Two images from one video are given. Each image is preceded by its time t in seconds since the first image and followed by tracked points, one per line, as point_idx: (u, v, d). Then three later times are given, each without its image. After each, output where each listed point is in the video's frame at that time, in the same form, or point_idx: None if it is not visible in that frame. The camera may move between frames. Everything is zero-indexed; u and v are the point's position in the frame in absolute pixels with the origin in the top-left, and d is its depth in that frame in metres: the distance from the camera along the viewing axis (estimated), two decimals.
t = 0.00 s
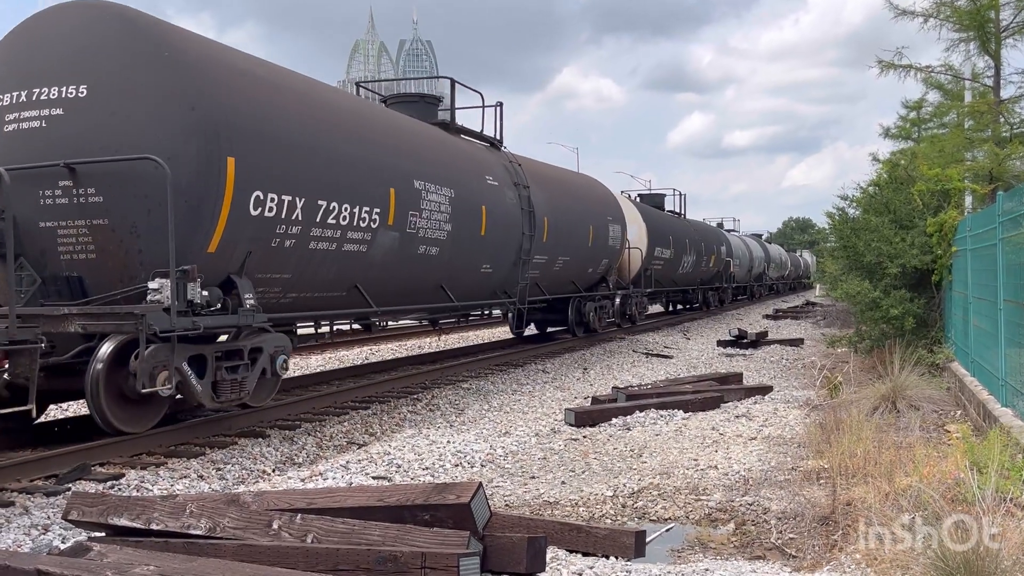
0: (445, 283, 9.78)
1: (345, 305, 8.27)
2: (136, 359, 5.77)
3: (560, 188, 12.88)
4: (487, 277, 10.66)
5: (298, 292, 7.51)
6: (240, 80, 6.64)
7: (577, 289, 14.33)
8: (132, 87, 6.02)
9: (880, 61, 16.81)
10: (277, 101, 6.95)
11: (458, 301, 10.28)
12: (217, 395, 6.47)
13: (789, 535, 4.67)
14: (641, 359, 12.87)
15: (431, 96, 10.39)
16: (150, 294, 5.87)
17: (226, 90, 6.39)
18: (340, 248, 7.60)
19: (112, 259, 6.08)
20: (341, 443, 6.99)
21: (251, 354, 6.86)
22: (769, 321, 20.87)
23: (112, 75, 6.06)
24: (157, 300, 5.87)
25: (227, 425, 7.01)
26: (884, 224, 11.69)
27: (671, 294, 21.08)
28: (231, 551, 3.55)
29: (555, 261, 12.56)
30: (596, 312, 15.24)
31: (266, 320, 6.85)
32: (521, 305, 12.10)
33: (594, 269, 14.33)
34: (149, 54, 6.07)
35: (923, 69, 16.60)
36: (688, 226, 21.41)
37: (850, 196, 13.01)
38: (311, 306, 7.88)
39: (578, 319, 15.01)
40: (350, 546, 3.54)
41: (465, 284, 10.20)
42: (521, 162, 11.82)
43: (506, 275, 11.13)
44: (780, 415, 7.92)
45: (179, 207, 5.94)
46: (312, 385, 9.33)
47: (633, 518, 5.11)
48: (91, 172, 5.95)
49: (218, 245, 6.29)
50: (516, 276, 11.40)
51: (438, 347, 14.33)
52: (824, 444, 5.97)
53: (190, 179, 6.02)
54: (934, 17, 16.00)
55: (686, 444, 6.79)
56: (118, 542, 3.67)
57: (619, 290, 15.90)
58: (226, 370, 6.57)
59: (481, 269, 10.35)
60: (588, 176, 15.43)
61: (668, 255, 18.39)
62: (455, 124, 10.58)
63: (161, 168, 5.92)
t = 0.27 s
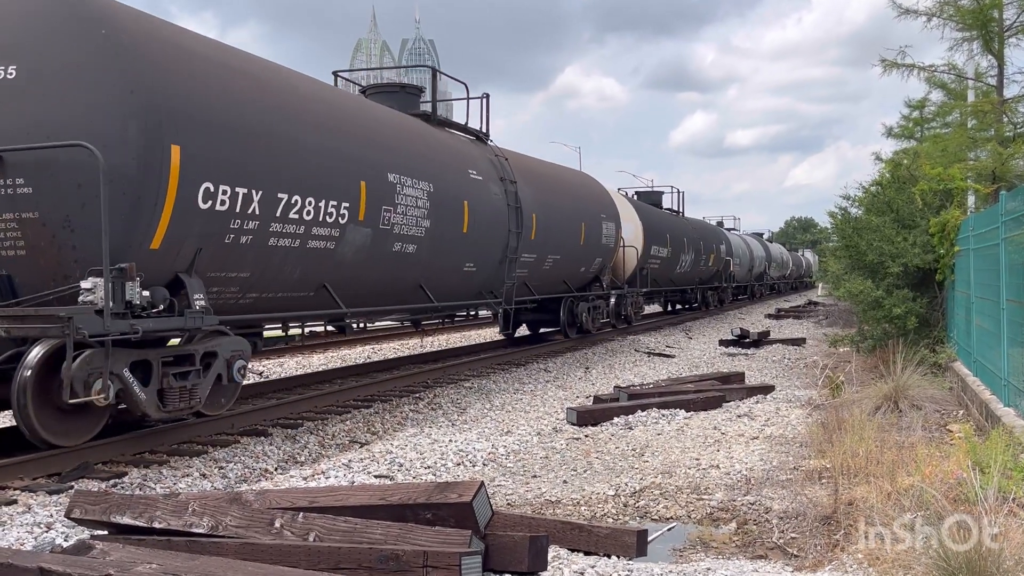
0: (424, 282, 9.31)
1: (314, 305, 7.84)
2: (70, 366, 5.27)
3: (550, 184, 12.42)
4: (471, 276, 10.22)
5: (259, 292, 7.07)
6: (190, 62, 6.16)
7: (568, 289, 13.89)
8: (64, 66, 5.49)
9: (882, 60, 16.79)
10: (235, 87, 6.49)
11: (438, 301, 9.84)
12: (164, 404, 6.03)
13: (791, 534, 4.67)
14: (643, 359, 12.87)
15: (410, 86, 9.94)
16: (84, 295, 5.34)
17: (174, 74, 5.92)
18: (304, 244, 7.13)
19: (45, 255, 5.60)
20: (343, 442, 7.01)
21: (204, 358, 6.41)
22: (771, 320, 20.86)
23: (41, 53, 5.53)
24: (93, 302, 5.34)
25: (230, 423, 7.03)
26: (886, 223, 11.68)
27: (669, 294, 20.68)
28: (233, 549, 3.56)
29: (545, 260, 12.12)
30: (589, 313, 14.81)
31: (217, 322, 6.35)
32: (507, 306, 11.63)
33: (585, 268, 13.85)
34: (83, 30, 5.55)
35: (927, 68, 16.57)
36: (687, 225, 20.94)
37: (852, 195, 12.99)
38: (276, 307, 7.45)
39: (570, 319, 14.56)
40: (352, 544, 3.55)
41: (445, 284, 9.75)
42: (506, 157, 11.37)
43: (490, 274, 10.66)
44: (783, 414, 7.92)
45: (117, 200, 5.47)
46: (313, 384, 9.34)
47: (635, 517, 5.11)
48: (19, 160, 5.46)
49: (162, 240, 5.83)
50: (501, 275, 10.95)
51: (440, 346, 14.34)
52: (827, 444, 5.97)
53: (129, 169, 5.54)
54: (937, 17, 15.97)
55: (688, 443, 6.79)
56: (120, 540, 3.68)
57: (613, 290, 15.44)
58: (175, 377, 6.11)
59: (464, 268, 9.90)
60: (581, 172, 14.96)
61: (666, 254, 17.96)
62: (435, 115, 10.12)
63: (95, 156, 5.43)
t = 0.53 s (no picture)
0: (399, 281, 8.78)
1: (277, 306, 7.32)
2: None
3: (537, 179, 11.90)
4: (451, 274, 9.73)
5: (214, 292, 6.54)
6: (128, 38, 5.57)
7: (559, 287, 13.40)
8: None
9: (884, 59, 16.77)
10: (190, 70, 5.99)
11: (415, 301, 9.33)
12: (98, 413, 5.43)
13: (792, 533, 4.67)
14: (644, 357, 12.87)
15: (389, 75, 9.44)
16: None
17: (115, 51, 5.39)
18: (261, 239, 6.57)
19: None
20: (344, 439, 7.01)
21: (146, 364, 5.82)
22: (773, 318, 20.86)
23: None
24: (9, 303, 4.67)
25: (231, 421, 7.03)
26: (888, 222, 11.66)
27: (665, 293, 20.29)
28: (235, 547, 3.56)
29: (532, 258, 11.63)
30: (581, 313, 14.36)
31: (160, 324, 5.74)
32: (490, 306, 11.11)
33: (574, 266, 13.35)
34: None
35: (929, 66, 16.55)
36: (682, 222, 20.51)
37: (854, 193, 12.98)
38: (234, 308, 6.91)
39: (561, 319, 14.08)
40: (353, 542, 3.55)
41: (423, 282, 9.24)
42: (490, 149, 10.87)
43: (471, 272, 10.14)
44: (784, 413, 7.92)
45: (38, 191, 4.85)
46: (314, 382, 9.34)
47: (637, 515, 5.12)
48: None
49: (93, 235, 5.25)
50: (484, 273, 10.45)
51: (441, 344, 14.34)
52: (828, 443, 5.97)
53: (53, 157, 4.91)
54: (940, 15, 15.94)
55: (689, 441, 6.80)
56: (122, 537, 3.69)
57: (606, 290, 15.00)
58: (113, 385, 5.49)
59: (443, 265, 9.39)
60: (571, 167, 14.46)
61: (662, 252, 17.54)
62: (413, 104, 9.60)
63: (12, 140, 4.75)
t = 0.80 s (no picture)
0: (371, 278, 8.09)
1: (231, 304, 6.66)
2: None
3: (524, 170, 11.24)
4: (430, 272, 9.06)
5: (157, 289, 5.91)
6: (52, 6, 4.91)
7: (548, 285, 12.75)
8: None
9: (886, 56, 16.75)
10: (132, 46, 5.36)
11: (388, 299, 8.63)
12: (18, 425, 4.72)
13: (792, 530, 4.68)
14: (645, 354, 12.87)
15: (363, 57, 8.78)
16: None
17: (36, 22, 4.74)
18: (209, 233, 5.93)
19: None
20: (345, 436, 7.01)
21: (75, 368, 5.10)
22: (773, 316, 20.85)
23: None
24: None
25: (232, 417, 7.03)
26: (889, 219, 11.65)
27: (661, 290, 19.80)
28: (236, 543, 3.56)
29: (519, 254, 10.96)
30: (571, 311, 13.67)
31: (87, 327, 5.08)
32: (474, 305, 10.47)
33: (564, 262, 12.67)
34: None
35: (930, 64, 16.53)
36: (679, 218, 19.89)
37: (855, 190, 12.96)
38: (177, 306, 6.27)
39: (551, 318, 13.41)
40: (353, 538, 3.55)
41: (399, 280, 8.57)
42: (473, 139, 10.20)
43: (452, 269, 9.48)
44: (784, 410, 7.92)
45: None
46: (315, 378, 9.34)
47: (637, 512, 5.12)
48: None
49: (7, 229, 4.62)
50: (466, 269, 9.79)
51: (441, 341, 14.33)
52: (828, 440, 5.97)
53: None
54: (941, 12, 15.92)
55: (690, 438, 6.80)
56: (123, 533, 3.70)
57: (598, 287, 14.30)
58: (35, 393, 4.80)
59: (421, 262, 8.72)
60: (561, 159, 13.79)
61: (656, 247, 16.95)
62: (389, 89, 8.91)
63: None
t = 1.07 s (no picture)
0: (336, 274, 7.48)
1: (176, 303, 6.05)
2: None
3: (506, 161, 10.65)
4: (403, 268, 8.46)
5: (88, 287, 5.30)
6: None
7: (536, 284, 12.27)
8: None
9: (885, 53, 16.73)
10: (52, 16, 4.79)
11: (356, 298, 8.03)
12: None
13: (790, 526, 4.68)
14: (643, 350, 12.87)
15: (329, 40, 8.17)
16: None
17: None
18: (145, 225, 5.33)
19: None
20: (343, 432, 7.01)
21: None
22: (772, 312, 20.86)
23: None
24: None
25: (230, 413, 7.03)
26: (887, 216, 11.65)
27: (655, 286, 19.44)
28: (233, 539, 3.56)
29: (500, 250, 10.39)
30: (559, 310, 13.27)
31: None
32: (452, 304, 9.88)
33: (549, 259, 12.09)
34: None
35: (929, 60, 16.52)
36: (674, 214, 19.42)
37: (854, 187, 12.96)
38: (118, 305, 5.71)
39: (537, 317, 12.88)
40: (351, 534, 3.55)
41: (368, 278, 7.98)
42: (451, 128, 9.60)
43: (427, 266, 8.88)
44: (782, 406, 7.93)
45: None
46: (313, 374, 9.33)
47: (635, 508, 5.12)
48: None
49: None
50: (443, 265, 9.21)
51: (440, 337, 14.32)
52: (826, 436, 5.97)
53: None
54: (940, 8, 15.91)
55: (688, 434, 6.80)
56: (121, 529, 3.69)
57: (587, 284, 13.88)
58: None
59: (392, 257, 8.14)
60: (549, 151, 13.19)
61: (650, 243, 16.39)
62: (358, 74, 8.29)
63: None
